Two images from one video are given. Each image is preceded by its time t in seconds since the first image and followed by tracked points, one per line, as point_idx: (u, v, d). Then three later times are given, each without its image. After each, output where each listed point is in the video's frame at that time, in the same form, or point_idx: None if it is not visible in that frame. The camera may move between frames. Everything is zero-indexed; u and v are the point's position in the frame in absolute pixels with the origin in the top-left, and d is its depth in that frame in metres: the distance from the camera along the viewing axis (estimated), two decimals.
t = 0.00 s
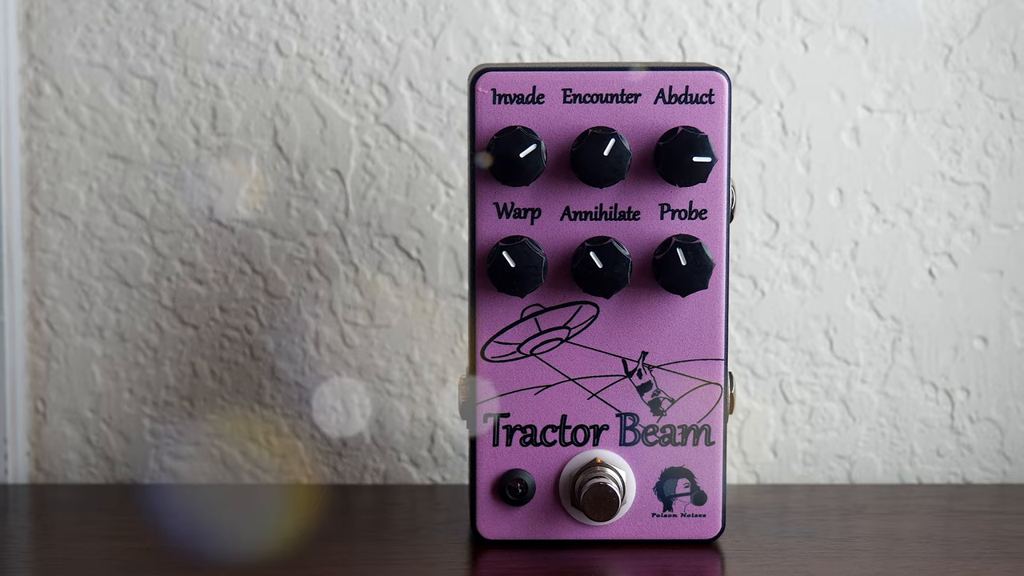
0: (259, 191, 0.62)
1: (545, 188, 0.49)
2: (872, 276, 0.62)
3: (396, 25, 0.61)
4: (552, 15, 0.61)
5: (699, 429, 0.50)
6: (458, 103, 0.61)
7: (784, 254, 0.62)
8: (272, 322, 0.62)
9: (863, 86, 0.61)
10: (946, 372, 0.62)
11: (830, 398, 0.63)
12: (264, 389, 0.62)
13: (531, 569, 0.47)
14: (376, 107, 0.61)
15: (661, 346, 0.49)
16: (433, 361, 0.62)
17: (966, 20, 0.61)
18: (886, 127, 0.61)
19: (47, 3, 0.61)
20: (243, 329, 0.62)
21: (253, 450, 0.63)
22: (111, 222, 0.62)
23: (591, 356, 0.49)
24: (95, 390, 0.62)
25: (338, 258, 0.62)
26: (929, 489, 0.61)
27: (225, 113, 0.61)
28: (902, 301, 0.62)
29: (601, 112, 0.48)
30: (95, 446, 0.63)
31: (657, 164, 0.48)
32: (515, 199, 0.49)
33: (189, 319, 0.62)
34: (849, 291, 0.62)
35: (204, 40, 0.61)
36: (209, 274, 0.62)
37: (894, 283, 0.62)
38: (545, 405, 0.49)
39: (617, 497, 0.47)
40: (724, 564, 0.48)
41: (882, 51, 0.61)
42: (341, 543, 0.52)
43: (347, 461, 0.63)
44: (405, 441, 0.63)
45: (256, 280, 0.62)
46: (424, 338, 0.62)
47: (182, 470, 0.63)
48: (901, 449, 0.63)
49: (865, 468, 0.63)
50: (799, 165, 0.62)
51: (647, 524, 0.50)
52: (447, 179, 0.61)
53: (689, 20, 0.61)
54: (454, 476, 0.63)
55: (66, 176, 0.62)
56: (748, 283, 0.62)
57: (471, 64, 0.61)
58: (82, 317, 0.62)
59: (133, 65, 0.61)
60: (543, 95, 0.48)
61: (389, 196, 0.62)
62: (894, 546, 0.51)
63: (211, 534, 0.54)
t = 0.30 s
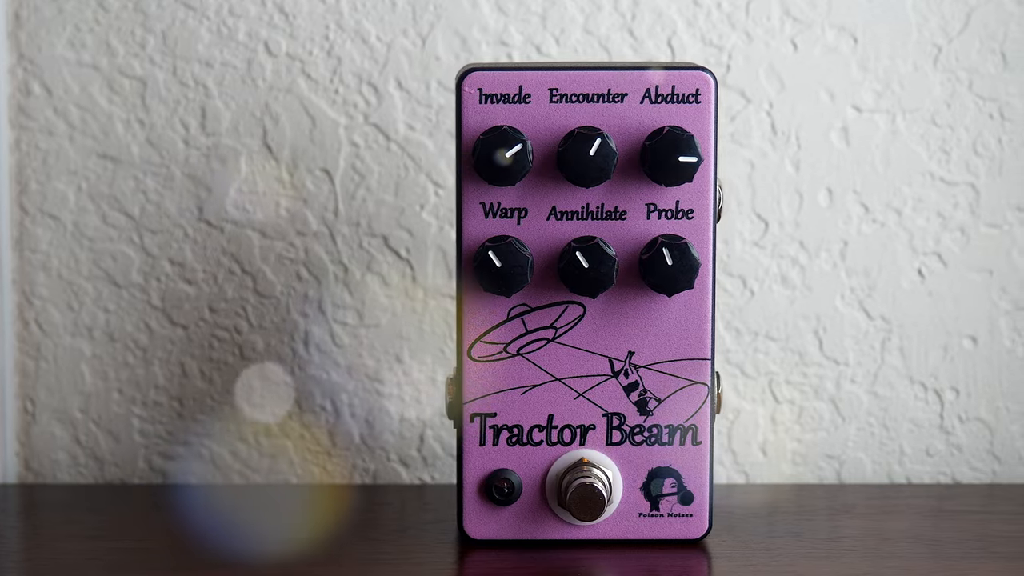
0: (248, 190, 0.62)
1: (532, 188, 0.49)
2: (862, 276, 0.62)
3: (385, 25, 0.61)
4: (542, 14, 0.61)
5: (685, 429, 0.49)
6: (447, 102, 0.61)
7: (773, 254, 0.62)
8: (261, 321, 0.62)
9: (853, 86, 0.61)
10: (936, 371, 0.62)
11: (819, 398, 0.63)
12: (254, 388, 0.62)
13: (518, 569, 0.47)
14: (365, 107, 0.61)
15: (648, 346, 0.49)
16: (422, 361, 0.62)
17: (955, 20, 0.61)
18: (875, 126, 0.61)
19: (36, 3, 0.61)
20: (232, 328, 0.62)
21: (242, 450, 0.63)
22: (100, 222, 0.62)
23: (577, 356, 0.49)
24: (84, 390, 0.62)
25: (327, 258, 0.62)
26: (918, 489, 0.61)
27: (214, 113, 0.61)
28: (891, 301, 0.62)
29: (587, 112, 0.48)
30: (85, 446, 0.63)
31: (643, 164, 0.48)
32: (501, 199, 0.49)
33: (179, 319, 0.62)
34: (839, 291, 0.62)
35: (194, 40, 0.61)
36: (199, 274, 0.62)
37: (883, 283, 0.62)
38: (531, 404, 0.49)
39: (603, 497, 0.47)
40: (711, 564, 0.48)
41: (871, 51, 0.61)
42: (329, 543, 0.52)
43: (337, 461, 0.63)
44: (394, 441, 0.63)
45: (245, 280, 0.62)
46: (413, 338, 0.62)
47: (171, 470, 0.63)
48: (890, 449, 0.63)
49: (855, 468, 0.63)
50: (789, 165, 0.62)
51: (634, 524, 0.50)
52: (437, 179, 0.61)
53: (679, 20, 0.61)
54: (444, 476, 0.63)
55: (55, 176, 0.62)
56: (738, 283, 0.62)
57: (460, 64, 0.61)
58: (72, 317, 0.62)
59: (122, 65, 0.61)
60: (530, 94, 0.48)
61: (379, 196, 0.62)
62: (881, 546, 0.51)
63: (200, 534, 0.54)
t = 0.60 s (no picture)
0: (238, 190, 0.62)
1: (518, 188, 0.49)
2: (851, 276, 0.62)
3: (375, 25, 0.61)
4: (531, 14, 0.61)
5: (673, 429, 0.49)
6: (437, 102, 0.61)
7: (763, 254, 0.62)
8: (251, 321, 0.62)
9: (842, 85, 0.61)
10: (925, 371, 0.62)
11: (809, 398, 0.63)
12: (244, 388, 0.62)
13: (505, 569, 0.47)
14: (354, 107, 0.61)
15: (635, 346, 0.49)
16: (411, 360, 0.62)
17: (944, 20, 0.61)
18: (865, 126, 0.61)
19: (26, 3, 0.61)
20: (221, 328, 0.62)
21: (232, 450, 0.63)
22: (89, 222, 0.62)
23: (564, 356, 0.49)
24: (74, 390, 0.62)
25: (317, 258, 0.62)
26: (908, 489, 0.61)
27: (203, 113, 0.61)
28: (881, 301, 0.62)
29: (574, 111, 0.48)
30: (74, 446, 0.62)
31: (630, 164, 0.48)
32: (488, 199, 0.49)
33: (168, 319, 0.62)
34: (828, 291, 0.62)
35: (183, 40, 0.61)
36: (188, 274, 0.62)
37: (873, 283, 0.62)
38: (518, 404, 0.49)
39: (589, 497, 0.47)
40: (698, 564, 0.48)
41: (861, 51, 0.61)
42: (316, 543, 0.52)
43: (327, 460, 0.63)
44: (384, 441, 0.62)
45: (234, 280, 0.62)
46: (403, 338, 0.62)
47: (161, 470, 0.63)
48: (880, 449, 0.63)
49: (844, 468, 0.63)
50: (778, 165, 0.61)
51: (621, 524, 0.50)
52: (426, 179, 0.61)
53: (668, 20, 0.61)
54: (433, 476, 0.63)
55: (45, 176, 0.62)
56: (727, 283, 0.62)
57: (449, 64, 0.61)
58: (61, 317, 0.62)
59: (111, 65, 0.61)
60: (516, 94, 0.48)
61: (368, 196, 0.62)
62: (869, 546, 0.51)
63: (188, 535, 0.54)
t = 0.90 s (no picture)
0: (228, 190, 0.62)
1: (505, 188, 0.49)
2: (842, 276, 0.62)
3: (365, 25, 0.61)
4: (521, 14, 0.61)
5: (660, 429, 0.49)
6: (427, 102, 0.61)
7: (753, 254, 0.62)
8: (241, 321, 0.62)
9: (833, 85, 0.61)
10: (915, 371, 0.62)
11: (799, 398, 0.63)
12: (233, 388, 0.62)
13: (492, 568, 0.47)
14: (344, 107, 0.61)
15: (622, 346, 0.49)
16: (401, 360, 0.62)
17: (934, 20, 0.61)
18: (855, 126, 0.61)
19: (16, 3, 0.61)
20: (211, 328, 0.62)
21: (222, 450, 0.63)
22: (80, 222, 0.62)
23: (552, 356, 0.49)
24: (64, 389, 0.62)
25: (307, 258, 0.62)
26: (898, 489, 0.61)
27: (193, 113, 0.61)
28: (871, 301, 0.62)
29: (561, 111, 0.48)
30: (64, 446, 0.62)
31: (617, 163, 0.48)
32: (475, 199, 0.49)
33: (158, 319, 0.62)
34: (818, 291, 0.62)
35: (173, 40, 0.61)
36: (178, 274, 0.62)
37: (863, 283, 0.62)
38: (506, 404, 0.49)
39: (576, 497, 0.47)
40: (685, 564, 0.48)
41: (851, 51, 0.61)
42: (304, 543, 0.52)
43: (317, 460, 0.63)
44: (374, 441, 0.62)
45: (224, 280, 0.62)
46: (393, 338, 0.62)
47: (151, 470, 0.63)
48: (870, 449, 0.63)
49: (835, 468, 0.63)
50: (768, 165, 0.61)
51: (608, 524, 0.50)
52: (416, 179, 0.61)
53: (659, 20, 0.61)
54: (424, 476, 0.63)
55: (35, 176, 0.62)
56: (717, 283, 0.62)
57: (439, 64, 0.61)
58: (51, 317, 0.62)
59: (101, 65, 0.61)
60: (503, 94, 0.48)
61: (358, 195, 0.62)
62: (857, 546, 0.51)
63: (176, 535, 0.54)
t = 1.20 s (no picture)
0: (218, 190, 0.62)
1: (493, 188, 0.48)
2: (832, 276, 0.62)
3: (355, 24, 0.61)
4: (511, 14, 0.61)
5: (648, 428, 0.49)
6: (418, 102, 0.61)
7: (743, 254, 0.62)
8: (231, 321, 0.62)
9: (823, 85, 0.61)
10: (906, 371, 0.62)
11: (789, 398, 0.63)
12: (224, 388, 0.62)
13: (480, 568, 0.47)
14: (335, 107, 0.61)
15: (610, 346, 0.49)
16: (392, 360, 0.62)
17: (925, 20, 0.61)
18: (846, 126, 0.61)
19: (6, 3, 0.61)
20: (201, 328, 0.62)
21: (212, 450, 0.63)
22: (70, 222, 0.62)
23: (540, 356, 0.49)
24: (54, 389, 0.62)
25: (297, 258, 0.62)
26: (888, 489, 0.61)
27: (184, 113, 0.61)
28: (862, 300, 0.62)
29: (549, 111, 0.48)
30: (54, 446, 0.62)
31: (605, 163, 0.48)
32: (463, 199, 0.49)
33: (149, 319, 0.62)
34: (809, 291, 0.62)
35: (163, 39, 0.61)
36: (168, 274, 0.62)
37: (854, 282, 0.62)
38: (494, 404, 0.49)
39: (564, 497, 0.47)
40: (673, 564, 0.48)
41: (842, 51, 0.61)
42: (293, 543, 0.52)
43: (307, 460, 0.63)
44: (365, 441, 0.62)
45: (215, 280, 0.62)
46: (384, 338, 0.62)
47: (141, 470, 0.63)
48: (860, 449, 0.63)
49: (825, 468, 0.63)
50: (759, 165, 0.61)
51: (597, 524, 0.50)
52: (406, 179, 0.61)
53: (649, 20, 0.61)
54: (414, 476, 0.63)
55: (25, 176, 0.62)
56: (708, 283, 0.62)
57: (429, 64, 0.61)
58: (41, 316, 0.62)
59: (91, 65, 0.61)
60: (491, 94, 0.48)
61: (349, 195, 0.61)
62: (845, 546, 0.51)
63: (165, 534, 0.54)
